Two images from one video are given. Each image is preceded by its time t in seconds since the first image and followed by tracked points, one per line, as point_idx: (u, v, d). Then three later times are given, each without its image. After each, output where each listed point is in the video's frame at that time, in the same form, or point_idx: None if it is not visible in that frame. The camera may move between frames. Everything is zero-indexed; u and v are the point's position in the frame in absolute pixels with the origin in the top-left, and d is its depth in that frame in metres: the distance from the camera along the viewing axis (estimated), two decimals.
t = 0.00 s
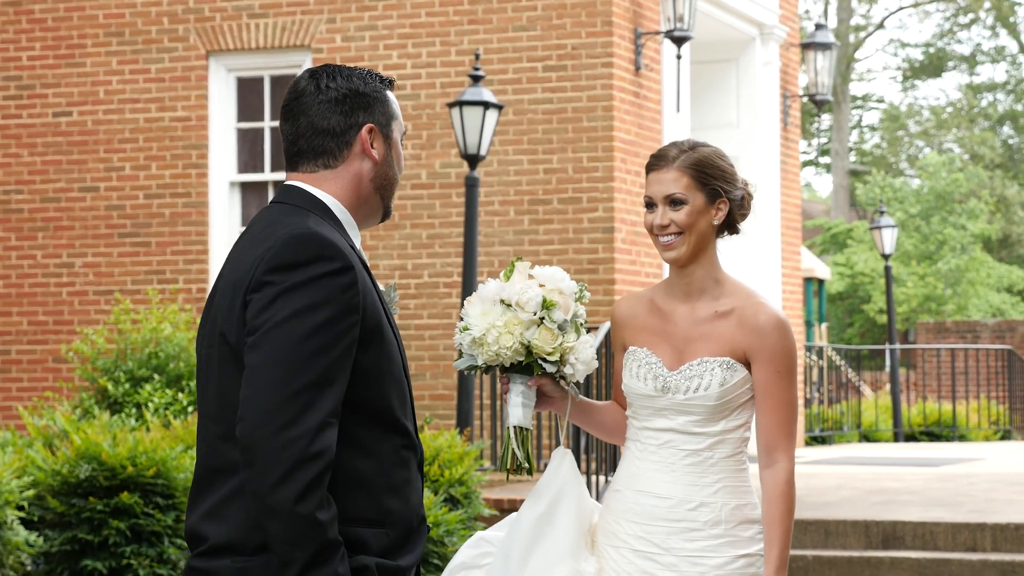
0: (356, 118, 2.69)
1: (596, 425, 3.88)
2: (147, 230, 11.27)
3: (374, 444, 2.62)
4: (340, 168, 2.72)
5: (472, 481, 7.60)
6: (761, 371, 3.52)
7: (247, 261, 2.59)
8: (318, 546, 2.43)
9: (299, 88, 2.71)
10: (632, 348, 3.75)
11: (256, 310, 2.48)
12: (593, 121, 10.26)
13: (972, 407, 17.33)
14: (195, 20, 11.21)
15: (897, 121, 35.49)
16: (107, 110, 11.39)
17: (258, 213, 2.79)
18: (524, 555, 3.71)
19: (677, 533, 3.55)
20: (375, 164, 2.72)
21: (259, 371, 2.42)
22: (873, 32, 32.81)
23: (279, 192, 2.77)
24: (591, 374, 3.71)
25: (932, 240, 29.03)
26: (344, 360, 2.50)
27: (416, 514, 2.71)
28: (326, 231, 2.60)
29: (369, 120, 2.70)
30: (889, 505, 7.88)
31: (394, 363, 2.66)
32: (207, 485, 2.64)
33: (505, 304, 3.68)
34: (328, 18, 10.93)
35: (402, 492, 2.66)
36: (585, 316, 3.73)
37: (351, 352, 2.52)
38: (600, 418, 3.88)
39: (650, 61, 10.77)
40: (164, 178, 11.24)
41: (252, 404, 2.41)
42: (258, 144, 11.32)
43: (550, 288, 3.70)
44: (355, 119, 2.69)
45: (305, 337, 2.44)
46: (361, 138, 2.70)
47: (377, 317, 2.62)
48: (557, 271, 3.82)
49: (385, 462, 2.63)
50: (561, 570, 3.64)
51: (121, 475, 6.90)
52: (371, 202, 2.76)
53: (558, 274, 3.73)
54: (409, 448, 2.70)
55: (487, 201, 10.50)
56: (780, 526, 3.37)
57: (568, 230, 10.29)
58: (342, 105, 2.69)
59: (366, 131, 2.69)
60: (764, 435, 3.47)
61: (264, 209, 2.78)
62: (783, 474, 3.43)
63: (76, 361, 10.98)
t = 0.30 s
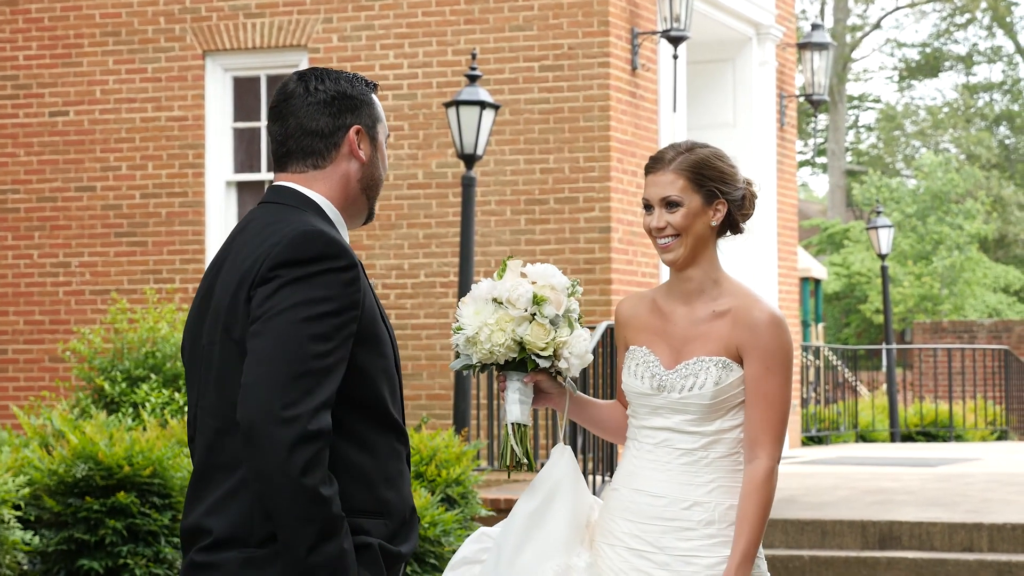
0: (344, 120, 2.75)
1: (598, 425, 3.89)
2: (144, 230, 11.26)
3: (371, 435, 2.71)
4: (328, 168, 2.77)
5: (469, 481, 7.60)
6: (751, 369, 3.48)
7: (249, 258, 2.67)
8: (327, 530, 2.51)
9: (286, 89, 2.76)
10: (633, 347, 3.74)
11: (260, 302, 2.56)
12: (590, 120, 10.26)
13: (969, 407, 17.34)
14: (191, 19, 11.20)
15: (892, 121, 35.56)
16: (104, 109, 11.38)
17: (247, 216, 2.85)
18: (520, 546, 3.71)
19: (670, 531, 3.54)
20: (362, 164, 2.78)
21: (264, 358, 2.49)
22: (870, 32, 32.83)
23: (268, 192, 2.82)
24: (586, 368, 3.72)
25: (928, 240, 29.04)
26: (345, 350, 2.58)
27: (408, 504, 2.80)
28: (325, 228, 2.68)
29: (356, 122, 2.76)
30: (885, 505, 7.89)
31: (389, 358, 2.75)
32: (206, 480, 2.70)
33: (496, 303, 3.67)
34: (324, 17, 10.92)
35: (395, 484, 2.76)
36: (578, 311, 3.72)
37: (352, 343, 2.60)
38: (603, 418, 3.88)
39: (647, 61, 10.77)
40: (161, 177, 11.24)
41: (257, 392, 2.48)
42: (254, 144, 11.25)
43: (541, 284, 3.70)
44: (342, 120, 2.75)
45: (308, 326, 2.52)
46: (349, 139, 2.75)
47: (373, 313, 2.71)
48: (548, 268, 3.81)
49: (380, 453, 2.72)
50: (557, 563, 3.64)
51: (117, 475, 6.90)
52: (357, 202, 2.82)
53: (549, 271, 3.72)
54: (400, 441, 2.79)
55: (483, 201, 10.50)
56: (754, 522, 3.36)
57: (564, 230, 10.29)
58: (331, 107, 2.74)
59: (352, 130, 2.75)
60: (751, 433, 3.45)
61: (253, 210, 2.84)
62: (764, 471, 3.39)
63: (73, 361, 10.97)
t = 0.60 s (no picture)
0: (329, 119, 2.84)
1: (596, 436, 3.86)
2: (144, 228, 11.27)
3: (372, 424, 2.82)
4: (316, 168, 2.87)
5: (469, 480, 7.60)
6: (755, 374, 3.45)
7: (255, 257, 2.77)
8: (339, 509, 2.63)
9: (272, 93, 2.86)
10: (641, 356, 3.71)
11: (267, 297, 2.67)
12: (590, 119, 10.25)
13: (968, 407, 17.35)
14: (192, 17, 11.20)
15: (893, 122, 35.56)
16: (104, 107, 11.38)
17: (245, 219, 2.94)
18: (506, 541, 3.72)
19: (663, 535, 3.53)
20: (349, 162, 2.87)
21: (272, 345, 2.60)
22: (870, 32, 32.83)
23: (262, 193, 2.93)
24: (589, 367, 3.73)
25: (927, 240, 29.03)
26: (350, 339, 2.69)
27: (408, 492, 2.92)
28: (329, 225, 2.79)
29: (341, 121, 2.85)
30: (885, 505, 7.89)
31: (389, 349, 2.87)
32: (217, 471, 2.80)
33: (498, 305, 3.67)
34: (325, 16, 10.92)
35: (395, 471, 2.88)
36: (578, 310, 3.73)
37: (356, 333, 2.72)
38: (600, 429, 3.86)
39: (648, 60, 10.77)
40: (161, 175, 11.24)
41: (265, 377, 2.59)
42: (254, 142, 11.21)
43: (540, 286, 3.70)
44: (328, 120, 2.84)
45: (316, 314, 2.63)
46: (335, 138, 2.84)
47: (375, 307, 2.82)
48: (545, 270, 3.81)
49: (382, 441, 2.84)
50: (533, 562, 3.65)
51: (117, 472, 6.90)
52: (347, 198, 2.91)
53: (548, 272, 3.72)
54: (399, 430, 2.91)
55: (484, 200, 10.51)
56: (745, 522, 3.34)
57: (565, 229, 10.29)
58: (316, 108, 2.84)
59: (338, 130, 2.84)
60: (749, 435, 3.42)
61: (252, 213, 2.93)
62: (760, 475, 3.37)
63: (73, 358, 10.97)
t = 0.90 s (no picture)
0: (324, 122, 2.85)
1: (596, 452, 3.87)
2: (147, 225, 11.27)
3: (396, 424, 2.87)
4: (313, 171, 2.88)
5: (471, 478, 7.60)
6: (760, 385, 3.45)
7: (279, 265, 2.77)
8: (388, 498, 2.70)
9: (268, 96, 2.89)
10: (646, 368, 3.70)
11: (302, 308, 2.69)
12: (593, 118, 10.25)
13: (970, 406, 17.35)
14: (195, 15, 11.20)
15: (896, 121, 35.56)
16: (107, 105, 11.39)
17: (248, 225, 2.92)
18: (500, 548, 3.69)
19: (663, 541, 3.51)
20: (345, 165, 2.89)
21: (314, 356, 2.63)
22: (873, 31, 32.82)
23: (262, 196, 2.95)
24: (594, 380, 3.70)
25: (930, 238, 28.99)
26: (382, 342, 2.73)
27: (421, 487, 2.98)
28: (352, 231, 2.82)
29: (337, 124, 2.86)
30: (887, 504, 7.89)
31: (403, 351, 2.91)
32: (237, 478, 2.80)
33: (502, 320, 3.64)
34: (328, 14, 10.93)
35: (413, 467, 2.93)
36: (581, 327, 3.72)
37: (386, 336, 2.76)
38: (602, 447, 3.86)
39: (651, 58, 10.77)
40: (164, 173, 11.24)
41: (312, 387, 2.61)
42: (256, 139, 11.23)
43: (544, 301, 3.67)
44: (323, 122, 2.85)
45: (353, 323, 2.66)
46: (330, 140, 2.86)
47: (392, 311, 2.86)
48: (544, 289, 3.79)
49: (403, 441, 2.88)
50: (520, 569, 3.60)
51: (120, 470, 6.91)
52: (343, 200, 2.93)
53: (551, 289, 3.70)
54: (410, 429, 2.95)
55: (487, 198, 10.50)
56: (753, 528, 3.32)
57: (568, 227, 10.29)
58: (311, 110, 2.85)
59: (333, 131, 2.86)
60: (754, 445, 3.42)
61: (255, 220, 2.92)
62: (765, 483, 3.37)
63: (75, 356, 10.97)
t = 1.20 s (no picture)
0: (326, 127, 2.85)
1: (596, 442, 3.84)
2: (148, 223, 11.27)
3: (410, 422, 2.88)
4: (315, 174, 2.89)
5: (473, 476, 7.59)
6: (760, 378, 3.44)
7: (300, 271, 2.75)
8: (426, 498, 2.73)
9: (273, 98, 2.89)
10: (646, 363, 3.70)
11: (333, 316, 2.68)
12: (595, 116, 10.25)
13: (972, 404, 17.33)
14: (197, 12, 11.20)
15: (897, 119, 35.52)
16: (109, 102, 11.39)
17: (256, 232, 2.89)
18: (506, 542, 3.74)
19: (668, 539, 3.51)
20: (345, 170, 2.89)
21: (354, 364, 2.63)
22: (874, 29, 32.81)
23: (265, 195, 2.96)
24: (595, 366, 3.69)
25: (931, 236, 28.97)
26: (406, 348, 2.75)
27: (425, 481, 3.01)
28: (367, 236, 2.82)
29: (339, 129, 2.85)
30: (888, 502, 7.88)
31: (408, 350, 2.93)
32: (259, 484, 2.75)
33: (506, 301, 3.65)
34: (330, 11, 10.92)
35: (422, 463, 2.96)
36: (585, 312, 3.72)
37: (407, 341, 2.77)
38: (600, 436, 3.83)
39: (653, 56, 10.76)
40: (165, 170, 11.24)
41: (356, 396, 2.61)
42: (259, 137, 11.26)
43: (548, 286, 3.68)
44: (325, 128, 2.85)
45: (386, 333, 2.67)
46: (331, 145, 2.85)
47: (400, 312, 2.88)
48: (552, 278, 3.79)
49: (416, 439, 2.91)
50: (526, 565, 3.65)
51: (121, 467, 6.91)
52: (342, 204, 2.93)
53: (556, 275, 3.70)
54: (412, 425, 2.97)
55: (488, 195, 10.50)
56: (749, 525, 3.33)
57: (569, 225, 10.29)
58: (314, 114, 2.85)
59: (334, 136, 2.85)
60: (753, 442, 3.42)
61: (264, 227, 2.89)
62: (763, 479, 3.37)
63: (77, 353, 10.97)
